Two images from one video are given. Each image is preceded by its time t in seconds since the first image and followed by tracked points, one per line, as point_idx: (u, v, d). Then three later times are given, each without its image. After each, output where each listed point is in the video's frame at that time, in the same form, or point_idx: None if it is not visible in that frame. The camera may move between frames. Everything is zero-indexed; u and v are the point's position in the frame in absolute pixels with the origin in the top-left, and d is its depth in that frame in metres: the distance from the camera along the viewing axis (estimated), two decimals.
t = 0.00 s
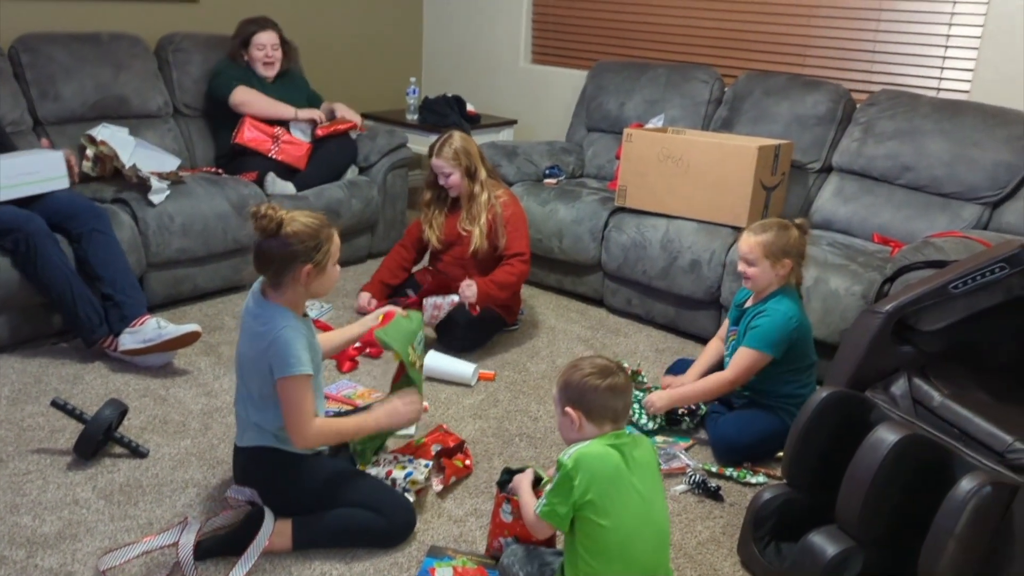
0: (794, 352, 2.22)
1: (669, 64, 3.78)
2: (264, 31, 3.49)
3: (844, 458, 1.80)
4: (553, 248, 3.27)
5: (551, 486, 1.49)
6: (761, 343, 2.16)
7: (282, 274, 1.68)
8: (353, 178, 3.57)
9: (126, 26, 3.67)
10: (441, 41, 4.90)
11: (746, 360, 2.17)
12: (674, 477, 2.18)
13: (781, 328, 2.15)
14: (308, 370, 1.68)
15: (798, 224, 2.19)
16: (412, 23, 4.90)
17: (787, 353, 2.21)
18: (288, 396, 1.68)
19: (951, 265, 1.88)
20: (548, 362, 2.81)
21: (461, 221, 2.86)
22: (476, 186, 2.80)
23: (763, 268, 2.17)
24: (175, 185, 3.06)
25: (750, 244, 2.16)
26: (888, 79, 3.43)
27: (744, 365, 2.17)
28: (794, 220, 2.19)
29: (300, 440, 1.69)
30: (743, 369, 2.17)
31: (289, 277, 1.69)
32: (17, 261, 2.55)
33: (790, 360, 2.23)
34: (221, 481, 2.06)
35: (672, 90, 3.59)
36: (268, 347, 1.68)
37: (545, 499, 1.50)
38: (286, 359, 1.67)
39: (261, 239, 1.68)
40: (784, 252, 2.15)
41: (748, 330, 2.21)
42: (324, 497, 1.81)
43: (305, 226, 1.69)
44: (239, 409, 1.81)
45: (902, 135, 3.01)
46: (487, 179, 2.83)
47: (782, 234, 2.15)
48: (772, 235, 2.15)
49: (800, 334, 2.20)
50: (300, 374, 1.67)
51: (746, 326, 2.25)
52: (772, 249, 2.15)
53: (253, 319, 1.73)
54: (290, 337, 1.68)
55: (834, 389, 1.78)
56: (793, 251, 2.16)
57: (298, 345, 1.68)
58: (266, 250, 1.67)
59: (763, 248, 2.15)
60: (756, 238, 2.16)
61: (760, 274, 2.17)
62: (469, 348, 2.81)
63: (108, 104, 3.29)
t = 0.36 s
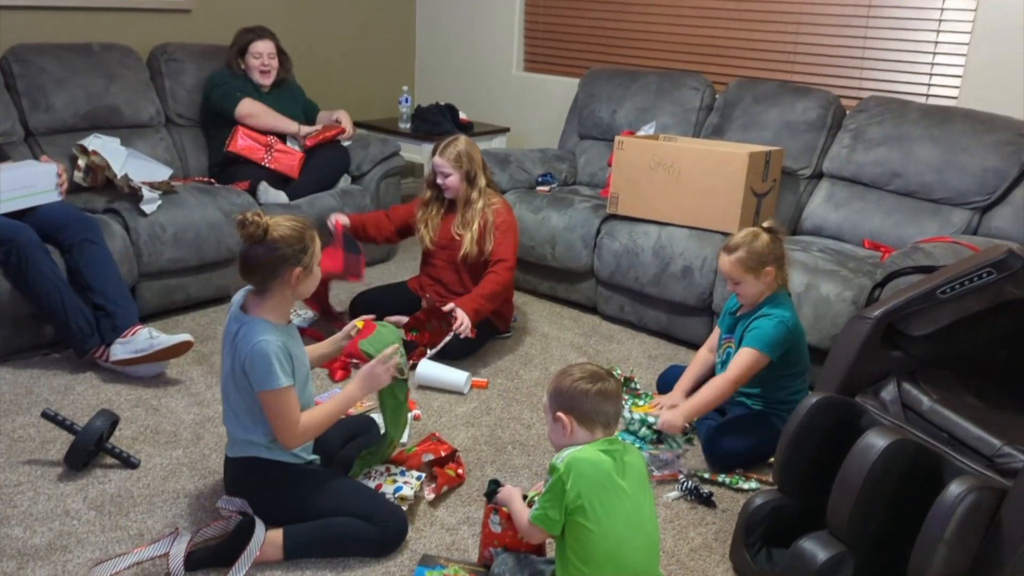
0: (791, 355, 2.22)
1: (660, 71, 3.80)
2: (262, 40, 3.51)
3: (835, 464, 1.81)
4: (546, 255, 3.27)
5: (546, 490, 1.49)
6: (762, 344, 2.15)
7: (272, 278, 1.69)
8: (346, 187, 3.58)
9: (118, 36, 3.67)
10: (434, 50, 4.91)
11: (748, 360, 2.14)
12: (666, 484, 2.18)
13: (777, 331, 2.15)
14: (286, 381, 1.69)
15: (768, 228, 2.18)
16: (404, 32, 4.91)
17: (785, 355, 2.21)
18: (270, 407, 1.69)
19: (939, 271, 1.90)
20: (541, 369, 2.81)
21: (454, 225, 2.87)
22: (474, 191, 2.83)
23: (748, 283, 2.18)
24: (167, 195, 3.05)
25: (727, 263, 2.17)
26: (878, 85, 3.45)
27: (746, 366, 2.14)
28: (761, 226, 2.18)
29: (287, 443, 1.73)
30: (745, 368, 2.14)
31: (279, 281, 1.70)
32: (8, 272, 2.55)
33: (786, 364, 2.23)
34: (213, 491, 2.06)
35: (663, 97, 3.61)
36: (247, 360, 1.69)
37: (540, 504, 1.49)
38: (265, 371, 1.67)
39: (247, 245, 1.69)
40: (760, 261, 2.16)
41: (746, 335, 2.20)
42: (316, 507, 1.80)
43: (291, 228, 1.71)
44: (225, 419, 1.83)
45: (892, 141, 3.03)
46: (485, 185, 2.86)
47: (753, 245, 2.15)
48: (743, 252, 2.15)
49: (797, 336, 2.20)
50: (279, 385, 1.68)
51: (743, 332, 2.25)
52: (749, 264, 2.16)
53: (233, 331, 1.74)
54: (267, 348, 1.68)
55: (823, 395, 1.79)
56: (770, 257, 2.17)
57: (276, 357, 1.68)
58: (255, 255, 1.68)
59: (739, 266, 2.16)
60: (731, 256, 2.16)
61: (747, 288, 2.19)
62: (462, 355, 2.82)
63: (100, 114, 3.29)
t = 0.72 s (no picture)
0: (789, 360, 2.23)
1: (655, 76, 3.81)
2: (255, 45, 3.51)
3: (830, 465, 1.82)
4: (542, 259, 3.28)
5: (541, 497, 1.49)
6: (768, 354, 2.15)
7: (280, 284, 1.71)
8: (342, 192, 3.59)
9: (114, 44, 3.68)
10: (430, 56, 4.93)
11: (759, 370, 2.15)
12: (664, 487, 2.19)
13: (781, 337, 2.16)
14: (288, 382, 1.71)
15: (775, 236, 2.20)
16: (400, 38, 4.92)
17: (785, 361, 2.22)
18: (274, 409, 1.71)
19: (932, 272, 1.90)
20: (537, 373, 2.82)
21: (458, 224, 2.88)
22: (481, 195, 2.85)
23: (740, 281, 2.19)
24: (164, 201, 3.06)
25: (726, 259, 2.19)
26: (873, 89, 3.46)
27: (756, 376, 2.15)
28: (772, 233, 2.20)
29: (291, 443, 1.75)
30: (757, 379, 2.15)
31: (287, 284, 1.73)
32: (5, 279, 2.55)
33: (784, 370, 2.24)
34: (210, 496, 2.06)
35: (658, 102, 3.62)
36: (248, 365, 1.69)
37: (535, 511, 1.49)
38: (265, 374, 1.68)
39: (256, 253, 1.69)
40: (758, 266, 2.17)
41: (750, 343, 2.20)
42: (313, 511, 1.81)
43: (287, 233, 1.75)
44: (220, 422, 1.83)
45: (886, 144, 3.04)
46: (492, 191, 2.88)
47: (757, 249, 2.17)
48: (747, 251, 2.17)
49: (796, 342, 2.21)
50: (281, 388, 1.69)
51: (741, 338, 2.25)
52: (748, 263, 2.17)
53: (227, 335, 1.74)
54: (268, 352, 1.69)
55: (818, 397, 1.79)
56: (768, 264, 2.18)
57: (278, 360, 1.70)
58: (266, 264, 1.68)
59: (738, 263, 2.18)
60: (733, 251, 2.18)
61: (738, 287, 2.19)
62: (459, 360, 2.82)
63: (97, 121, 3.30)
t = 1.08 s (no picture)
0: (777, 362, 2.24)
1: (654, 77, 3.82)
2: (249, 47, 3.50)
3: (829, 463, 1.82)
4: (541, 260, 3.29)
5: (534, 498, 1.49)
6: (750, 355, 2.18)
7: (272, 284, 1.72)
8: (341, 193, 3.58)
9: (113, 45, 3.68)
10: (429, 58, 4.93)
11: (737, 371, 2.19)
12: (663, 485, 2.18)
13: (767, 343, 2.17)
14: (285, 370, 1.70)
15: (791, 251, 2.21)
16: (399, 40, 4.93)
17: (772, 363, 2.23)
18: (268, 399, 1.69)
19: (931, 269, 1.91)
20: (536, 373, 2.81)
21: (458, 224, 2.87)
22: (482, 194, 2.84)
23: (737, 273, 2.19)
24: (162, 202, 3.06)
25: (739, 246, 2.19)
26: (871, 89, 3.47)
27: (734, 376, 2.20)
28: (786, 245, 2.21)
29: (281, 436, 1.72)
30: (733, 379, 2.20)
31: (278, 285, 1.73)
32: (4, 280, 2.55)
33: (774, 370, 2.25)
34: (208, 496, 2.06)
35: (656, 102, 3.63)
36: (246, 354, 1.69)
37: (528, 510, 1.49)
38: (261, 360, 1.68)
39: (247, 255, 1.69)
40: (759, 267, 2.17)
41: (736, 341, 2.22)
42: (311, 510, 1.81)
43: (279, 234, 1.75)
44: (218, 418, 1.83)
45: (885, 143, 3.04)
46: (494, 190, 2.87)
47: (766, 250, 2.17)
48: (757, 248, 2.17)
49: (785, 346, 2.22)
50: (276, 374, 1.68)
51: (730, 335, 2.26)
52: (751, 261, 2.17)
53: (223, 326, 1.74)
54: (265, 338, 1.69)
55: (818, 394, 1.79)
56: (768, 270, 2.17)
57: (275, 349, 1.69)
58: (256, 266, 1.69)
59: (743, 258, 2.17)
60: (746, 245, 2.18)
61: (733, 279, 2.20)
62: (458, 360, 2.82)
63: (96, 122, 3.30)
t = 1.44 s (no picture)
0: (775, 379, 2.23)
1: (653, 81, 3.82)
2: (248, 48, 3.51)
3: (826, 468, 1.81)
4: (539, 263, 3.29)
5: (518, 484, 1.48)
6: (746, 381, 2.17)
7: (266, 284, 1.72)
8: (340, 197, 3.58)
9: (112, 50, 3.68)
10: (428, 61, 4.93)
11: (739, 396, 2.18)
12: (661, 490, 2.18)
13: (761, 366, 2.15)
14: (265, 388, 1.70)
15: (777, 271, 2.18)
16: (399, 43, 4.93)
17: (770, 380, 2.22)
18: (241, 409, 1.69)
19: (932, 274, 1.91)
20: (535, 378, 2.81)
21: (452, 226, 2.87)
22: (481, 199, 2.84)
23: (724, 295, 2.18)
24: (161, 206, 3.06)
25: (722, 271, 2.17)
26: (870, 93, 3.47)
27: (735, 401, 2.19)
28: (770, 261, 2.18)
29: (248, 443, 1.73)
30: (737, 404, 2.20)
31: (275, 285, 1.73)
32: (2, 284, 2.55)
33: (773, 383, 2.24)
34: (206, 501, 2.06)
35: (655, 106, 3.63)
36: (229, 362, 1.70)
37: (509, 492, 1.49)
38: (240, 374, 1.68)
39: (242, 255, 1.69)
40: (747, 288, 2.15)
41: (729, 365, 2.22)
42: (308, 515, 1.80)
43: (277, 236, 1.75)
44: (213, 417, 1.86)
45: (884, 147, 3.04)
46: (491, 195, 2.87)
47: (750, 271, 2.15)
48: (742, 269, 2.15)
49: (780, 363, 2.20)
50: (253, 391, 1.68)
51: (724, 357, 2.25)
52: (738, 282, 2.15)
53: (218, 330, 1.75)
54: (251, 351, 1.68)
55: (815, 399, 1.79)
56: (755, 291, 2.16)
57: (259, 362, 1.68)
58: (251, 266, 1.69)
59: (728, 282, 2.16)
60: (731, 266, 2.16)
61: (722, 301, 2.19)
62: (457, 364, 2.82)
63: (95, 126, 3.31)
